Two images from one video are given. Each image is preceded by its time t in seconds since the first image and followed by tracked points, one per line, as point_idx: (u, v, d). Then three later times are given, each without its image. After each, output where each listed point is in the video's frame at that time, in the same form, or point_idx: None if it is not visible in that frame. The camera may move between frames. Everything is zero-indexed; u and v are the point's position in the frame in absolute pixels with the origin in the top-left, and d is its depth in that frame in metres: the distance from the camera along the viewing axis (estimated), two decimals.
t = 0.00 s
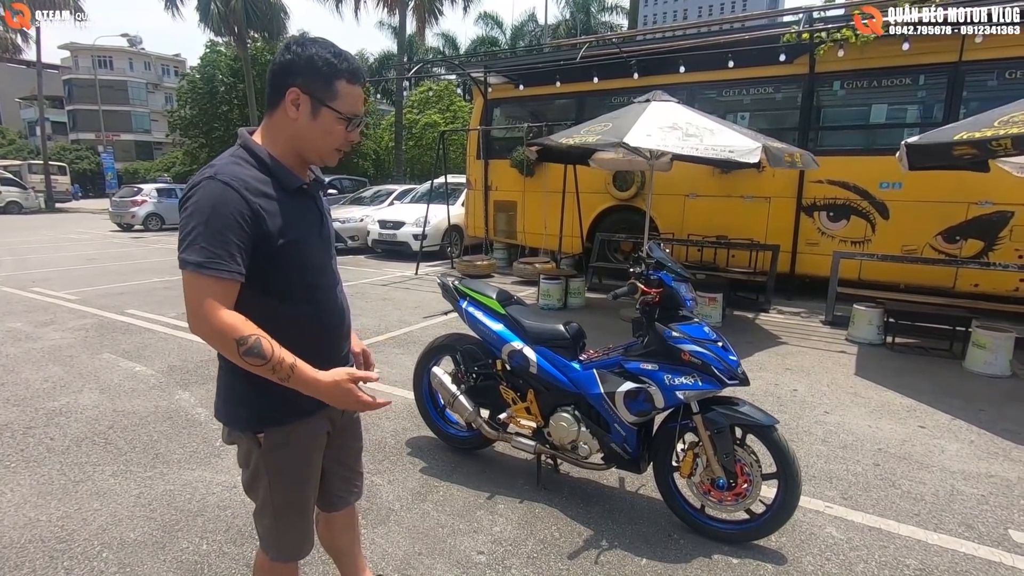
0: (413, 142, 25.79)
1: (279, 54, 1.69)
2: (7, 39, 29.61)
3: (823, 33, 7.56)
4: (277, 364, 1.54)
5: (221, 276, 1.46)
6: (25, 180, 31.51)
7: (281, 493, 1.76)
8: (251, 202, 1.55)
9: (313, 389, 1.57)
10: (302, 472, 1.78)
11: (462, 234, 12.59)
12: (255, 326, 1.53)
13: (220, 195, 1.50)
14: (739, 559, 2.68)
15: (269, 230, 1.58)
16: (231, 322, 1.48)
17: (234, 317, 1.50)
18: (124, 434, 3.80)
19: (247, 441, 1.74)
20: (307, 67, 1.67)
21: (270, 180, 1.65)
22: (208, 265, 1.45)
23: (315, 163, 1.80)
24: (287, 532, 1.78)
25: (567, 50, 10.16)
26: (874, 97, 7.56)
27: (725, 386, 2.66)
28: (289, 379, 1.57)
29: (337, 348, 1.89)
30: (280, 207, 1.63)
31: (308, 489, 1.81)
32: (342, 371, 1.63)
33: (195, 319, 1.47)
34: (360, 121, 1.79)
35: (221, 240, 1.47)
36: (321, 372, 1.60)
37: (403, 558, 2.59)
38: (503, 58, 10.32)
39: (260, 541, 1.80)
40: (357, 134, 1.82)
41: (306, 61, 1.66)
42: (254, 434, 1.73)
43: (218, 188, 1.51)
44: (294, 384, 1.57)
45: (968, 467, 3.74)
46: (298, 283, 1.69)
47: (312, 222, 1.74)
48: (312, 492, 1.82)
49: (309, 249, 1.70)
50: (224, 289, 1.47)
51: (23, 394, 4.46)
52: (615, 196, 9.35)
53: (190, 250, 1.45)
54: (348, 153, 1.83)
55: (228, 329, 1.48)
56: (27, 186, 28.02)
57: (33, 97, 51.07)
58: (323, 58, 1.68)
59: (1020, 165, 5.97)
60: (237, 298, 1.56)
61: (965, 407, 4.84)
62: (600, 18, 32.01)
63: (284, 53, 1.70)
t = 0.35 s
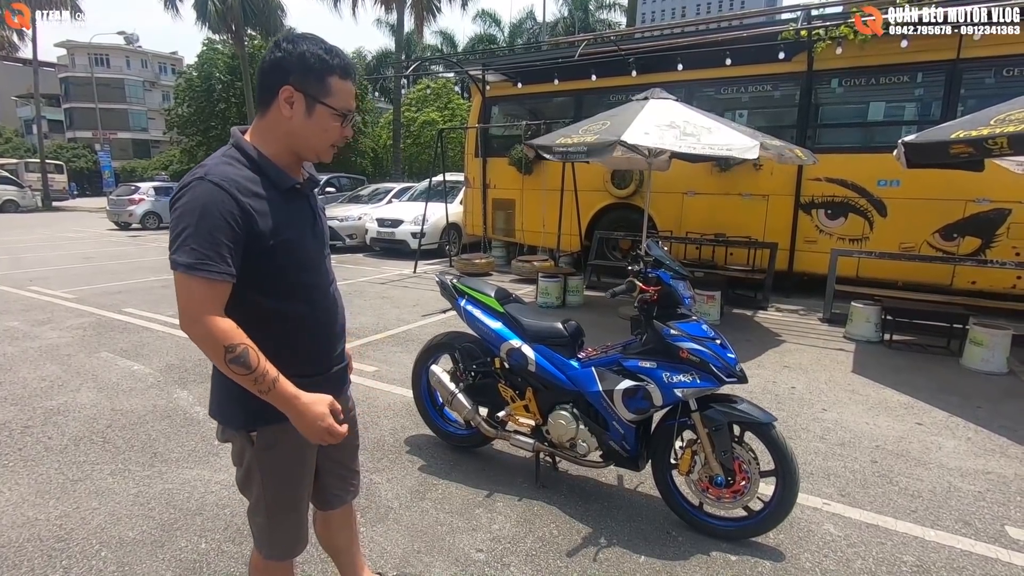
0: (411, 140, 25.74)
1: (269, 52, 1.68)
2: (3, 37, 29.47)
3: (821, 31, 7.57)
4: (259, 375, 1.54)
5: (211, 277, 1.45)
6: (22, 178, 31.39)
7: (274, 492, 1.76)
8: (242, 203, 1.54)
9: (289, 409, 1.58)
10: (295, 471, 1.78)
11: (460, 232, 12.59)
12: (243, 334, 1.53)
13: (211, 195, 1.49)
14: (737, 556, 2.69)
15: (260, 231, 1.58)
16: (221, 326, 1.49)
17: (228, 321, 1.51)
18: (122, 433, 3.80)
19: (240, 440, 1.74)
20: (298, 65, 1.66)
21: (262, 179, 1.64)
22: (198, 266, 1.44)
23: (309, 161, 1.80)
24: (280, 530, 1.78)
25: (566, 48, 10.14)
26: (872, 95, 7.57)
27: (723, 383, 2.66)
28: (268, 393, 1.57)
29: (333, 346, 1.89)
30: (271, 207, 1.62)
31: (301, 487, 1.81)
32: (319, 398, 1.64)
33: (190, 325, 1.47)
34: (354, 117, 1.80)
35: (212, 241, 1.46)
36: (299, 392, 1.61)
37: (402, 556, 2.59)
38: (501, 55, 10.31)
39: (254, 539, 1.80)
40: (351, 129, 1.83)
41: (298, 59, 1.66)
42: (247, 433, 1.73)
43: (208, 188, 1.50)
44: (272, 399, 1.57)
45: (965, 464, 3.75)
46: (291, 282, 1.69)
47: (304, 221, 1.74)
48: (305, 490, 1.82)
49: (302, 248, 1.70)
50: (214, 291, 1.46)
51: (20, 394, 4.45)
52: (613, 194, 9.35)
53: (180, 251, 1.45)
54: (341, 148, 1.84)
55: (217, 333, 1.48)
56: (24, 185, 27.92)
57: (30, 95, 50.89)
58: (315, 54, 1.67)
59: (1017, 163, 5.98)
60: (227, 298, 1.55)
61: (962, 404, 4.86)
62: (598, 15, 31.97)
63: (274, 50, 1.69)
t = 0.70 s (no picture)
0: (411, 139, 25.73)
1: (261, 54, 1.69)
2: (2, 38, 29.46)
3: (820, 30, 7.56)
4: (260, 357, 1.53)
5: (204, 271, 1.45)
6: (22, 179, 31.39)
7: (271, 492, 1.76)
8: (240, 199, 1.55)
9: (292, 387, 1.57)
10: (292, 469, 1.79)
11: (460, 232, 12.59)
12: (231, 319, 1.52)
13: (210, 191, 1.50)
14: (737, 555, 2.69)
15: (257, 229, 1.58)
16: (207, 314, 1.47)
17: (212, 308, 1.49)
18: (123, 434, 3.80)
19: (236, 440, 1.74)
20: (284, 63, 1.66)
21: (261, 178, 1.65)
22: (192, 260, 1.45)
23: (308, 160, 1.78)
24: (277, 530, 1.78)
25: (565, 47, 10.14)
26: (871, 94, 7.57)
27: (723, 382, 2.66)
28: (270, 373, 1.56)
29: (330, 347, 1.90)
30: (270, 207, 1.63)
31: (298, 486, 1.81)
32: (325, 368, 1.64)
33: (173, 313, 1.46)
34: (346, 111, 1.75)
35: (208, 236, 1.47)
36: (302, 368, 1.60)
37: (403, 556, 2.60)
38: (500, 55, 10.31)
39: (251, 539, 1.81)
40: (347, 125, 1.78)
41: (283, 57, 1.66)
42: (243, 433, 1.73)
43: (208, 185, 1.51)
44: (276, 378, 1.56)
45: (965, 462, 3.76)
46: (288, 283, 1.69)
47: (302, 223, 1.74)
48: (302, 489, 1.83)
49: (300, 249, 1.70)
50: (207, 285, 1.47)
51: (21, 394, 4.46)
52: (612, 193, 9.35)
53: (176, 244, 1.46)
54: (340, 145, 1.80)
55: (206, 323, 1.47)
56: (23, 185, 27.91)
57: (30, 96, 50.89)
58: (298, 50, 1.67)
59: (1016, 162, 5.98)
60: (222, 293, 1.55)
61: (962, 402, 4.86)
62: (597, 15, 31.98)
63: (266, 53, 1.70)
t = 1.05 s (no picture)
0: (412, 140, 25.76)
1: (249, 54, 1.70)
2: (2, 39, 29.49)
3: (820, 29, 7.56)
4: (268, 378, 1.51)
5: (223, 271, 1.46)
6: (22, 180, 31.43)
7: (270, 491, 1.76)
8: (245, 198, 1.56)
9: (288, 419, 1.53)
10: (293, 469, 1.79)
11: (461, 232, 12.59)
12: (257, 333, 1.51)
13: (217, 190, 1.51)
14: (738, 555, 2.69)
15: (262, 228, 1.59)
16: (238, 321, 1.47)
17: (245, 318, 1.49)
18: (124, 434, 3.81)
19: (236, 439, 1.75)
20: (265, 59, 1.65)
21: (263, 178, 1.65)
22: (210, 261, 1.45)
23: (299, 156, 1.75)
24: (278, 529, 1.79)
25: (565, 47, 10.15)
26: (871, 93, 7.57)
27: (724, 382, 2.66)
28: (275, 399, 1.53)
29: (331, 347, 1.90)
30: (273, 206, 1.64)
31: (298, 485, 1.81)
32: (322, 416, 1.59)
33: (209, 315, 1.48)
34: (326, 101, 1.69)
35: (221, 236, 1.48)
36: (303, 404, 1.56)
37: (403, 556, 2.60)
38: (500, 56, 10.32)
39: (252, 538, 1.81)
40: (331, 116, 1.72)
41: (264, 54, 1.65)
42: (243, 432, 1.73)
43: (215, 184, 1.52)
44: (275, 407, 1.54)
45: (965, 461, 3.75)
46: (290, 282, 1.70)
47: (304, 222, 1.75)
48: (302, 489, 1.83)
49: (303, 249, 1.72)
50: (230, 284, 1.47)
51: (22, 395, 4.46)
52: (612, 194, 9.35)
53: (193, 246, 1.46)
54: (328, 136, 1.75)
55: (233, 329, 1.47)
56: (23, 187, 27.95)
57: (30, 97, 50.94)
58: (275, 45, 1.65)
59: (1017, 161, 5.98)
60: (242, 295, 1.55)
61: (962, 402, 4.86)
62: (597, 15, 31.99)
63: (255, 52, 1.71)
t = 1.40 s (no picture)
0: (413, 142, 25.80)
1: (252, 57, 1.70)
2: (5, 42, 29.62)
3: (821, 30, 7.56)
4: (247, 384, 1.52)
5: (220, 272, 1.46)
6: (25, 183, 31.52)
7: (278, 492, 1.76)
8: (249, 200, 1.56)
9: (262, 426, 1.54)
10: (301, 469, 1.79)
11: (462, 234, 12.60)
12: (240, 337, 1.52)
13: (220, 192, 1.51)
14: (740, 556, 2.69)
15: (266, 229, 1.60)
16: (222, 326, 1.48)
17: (229, 322, 1.50)
18: (127, 436, 3.82)
19: (244, 440, 1.74)
20: (274, 62, 1.67)
21: (267, 179, 1.66)
22: (209, 262, 1.45)
23: (310, 158, 1.77)
24: (284, 528, 1.79)
25: (566, 49, 10.16)
26: (873, 94, 7.57)
27: (726, 383, 2.66)
28: (247, 404, 1.53)
29: (337, 347, 1.90)
30: (276, 207, 1.64)
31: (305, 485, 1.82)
32: (297, 429, 1.59)
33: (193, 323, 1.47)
34: (341, 100, 1.74)
35: (221, 237, 1.48)
36: (276, 415, 1.56)
37: (406, 558, 2.60)
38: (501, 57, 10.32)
39: (258, 537, 1.81)
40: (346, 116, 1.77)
41: (275, 57, 1.66)
42: (252, 433, 1.73)
43: (217, 187, 1.52)
44: (251, 411, 1.54)
45: (968, 463, 3.75)
46: (295, 282, 1.70)
47: (309, 222, 1.76)
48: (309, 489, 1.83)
49: (307, 249, 1.71)
50: (225, 286, 1.47)
51: (25, 397, 4.47)
52: (614, 195, 9.36)
53: (191, 247, 1.46)
54: (337, 136, 1.79)
55: (221, 330, 1.48)
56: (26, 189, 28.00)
57: (33, 100, 51.11)
58: (287, 48, 1.67)
59: (1019, 161, 5.97)
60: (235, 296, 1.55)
61: (966, 403, 4.85)
62: (598, 17, 32.04)
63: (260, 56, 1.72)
